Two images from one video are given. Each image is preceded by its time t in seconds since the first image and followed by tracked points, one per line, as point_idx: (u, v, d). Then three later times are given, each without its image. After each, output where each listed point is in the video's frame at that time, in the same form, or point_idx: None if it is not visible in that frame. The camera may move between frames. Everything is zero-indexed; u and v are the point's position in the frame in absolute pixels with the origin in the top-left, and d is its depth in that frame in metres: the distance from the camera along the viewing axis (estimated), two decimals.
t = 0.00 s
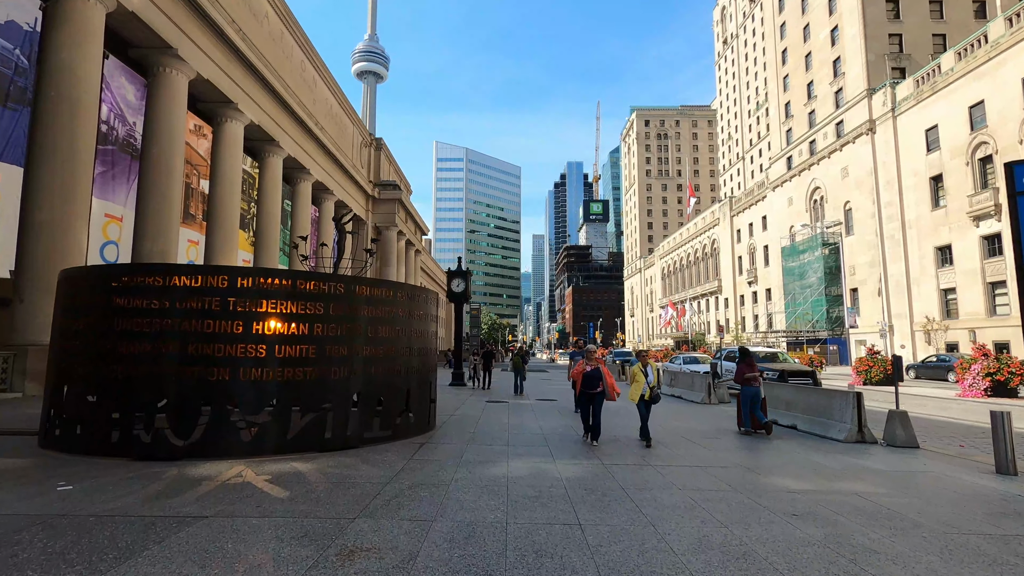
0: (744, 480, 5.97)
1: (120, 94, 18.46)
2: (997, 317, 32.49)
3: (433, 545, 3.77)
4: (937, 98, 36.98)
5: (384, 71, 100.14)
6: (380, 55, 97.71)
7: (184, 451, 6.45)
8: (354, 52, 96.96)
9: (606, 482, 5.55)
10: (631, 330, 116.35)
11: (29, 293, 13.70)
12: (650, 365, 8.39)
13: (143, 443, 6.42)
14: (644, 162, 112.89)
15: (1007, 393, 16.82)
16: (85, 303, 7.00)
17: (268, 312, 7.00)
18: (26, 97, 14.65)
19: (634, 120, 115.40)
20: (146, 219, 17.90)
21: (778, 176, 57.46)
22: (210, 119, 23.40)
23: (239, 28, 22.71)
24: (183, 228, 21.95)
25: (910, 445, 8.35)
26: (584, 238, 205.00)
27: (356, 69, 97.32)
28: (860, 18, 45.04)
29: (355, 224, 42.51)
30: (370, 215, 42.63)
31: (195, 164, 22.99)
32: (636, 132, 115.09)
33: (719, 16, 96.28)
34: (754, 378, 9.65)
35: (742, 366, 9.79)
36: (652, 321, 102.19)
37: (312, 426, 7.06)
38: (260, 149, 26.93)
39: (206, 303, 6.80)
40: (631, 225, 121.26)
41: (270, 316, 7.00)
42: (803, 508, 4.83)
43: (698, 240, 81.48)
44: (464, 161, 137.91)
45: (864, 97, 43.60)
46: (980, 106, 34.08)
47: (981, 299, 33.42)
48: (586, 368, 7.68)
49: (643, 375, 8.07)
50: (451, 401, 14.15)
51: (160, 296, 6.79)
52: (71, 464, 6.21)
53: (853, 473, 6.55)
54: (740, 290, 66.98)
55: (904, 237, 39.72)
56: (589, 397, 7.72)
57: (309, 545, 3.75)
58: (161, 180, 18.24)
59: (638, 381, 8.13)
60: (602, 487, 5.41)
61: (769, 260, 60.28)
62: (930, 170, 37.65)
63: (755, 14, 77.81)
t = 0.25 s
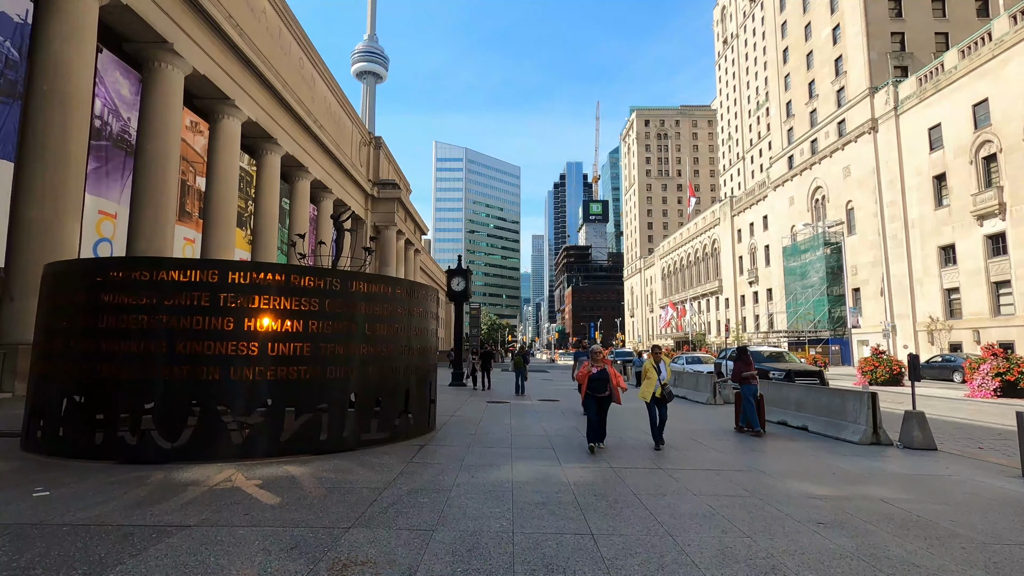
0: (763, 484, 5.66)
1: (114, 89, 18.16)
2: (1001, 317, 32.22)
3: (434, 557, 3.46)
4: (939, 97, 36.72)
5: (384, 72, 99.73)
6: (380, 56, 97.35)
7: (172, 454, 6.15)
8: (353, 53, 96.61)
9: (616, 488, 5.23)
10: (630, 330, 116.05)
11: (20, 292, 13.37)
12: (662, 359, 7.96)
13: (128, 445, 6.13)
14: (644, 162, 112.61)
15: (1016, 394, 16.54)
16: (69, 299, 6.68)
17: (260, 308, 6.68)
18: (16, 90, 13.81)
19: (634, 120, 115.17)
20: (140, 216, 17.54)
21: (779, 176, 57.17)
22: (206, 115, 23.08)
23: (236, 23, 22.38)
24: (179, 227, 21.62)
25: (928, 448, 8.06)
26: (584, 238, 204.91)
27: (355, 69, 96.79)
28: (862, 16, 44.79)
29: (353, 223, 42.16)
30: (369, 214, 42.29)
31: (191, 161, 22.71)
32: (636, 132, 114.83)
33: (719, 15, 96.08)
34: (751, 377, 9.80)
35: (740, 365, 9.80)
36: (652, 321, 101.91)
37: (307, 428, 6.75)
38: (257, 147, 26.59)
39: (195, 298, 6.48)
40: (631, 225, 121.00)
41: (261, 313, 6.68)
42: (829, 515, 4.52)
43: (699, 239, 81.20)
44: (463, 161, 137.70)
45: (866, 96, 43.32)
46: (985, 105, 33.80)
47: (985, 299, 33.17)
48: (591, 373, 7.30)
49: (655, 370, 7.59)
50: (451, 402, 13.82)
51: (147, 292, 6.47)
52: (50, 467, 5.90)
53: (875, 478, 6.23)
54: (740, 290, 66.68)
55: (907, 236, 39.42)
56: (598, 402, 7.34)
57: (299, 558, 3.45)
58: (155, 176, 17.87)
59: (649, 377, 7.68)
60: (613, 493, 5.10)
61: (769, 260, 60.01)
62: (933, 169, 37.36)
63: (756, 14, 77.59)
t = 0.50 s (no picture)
0: (781, 496, 5.36)
1: (107, 85, 17.84)
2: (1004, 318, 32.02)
3: None
4: (942, 96, 36.48)
5: (383, 72, 99.29)
6: (379, 56, 96.96)
7: (157, 463, 5.84)
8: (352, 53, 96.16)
9: (626, 502, 4.93)
10: (630, 330, 115.87)
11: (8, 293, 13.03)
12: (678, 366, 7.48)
13: (111, 454, 5.81)
14: (643, 162, 112.32)
15: None
16: (49, 298, 6.34)
17: (250, 309, 6.36)
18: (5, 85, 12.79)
19: (633, 120, 114.89)
20: (133, 216, 17.18)
21: (780, 176, 56.94)
22: (201, 113, 22.74)
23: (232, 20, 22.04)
24: (173, 226, 21.26)
25: (946, 454, 7.76)
26: (583, 238, 204.68)
27: (354, 70, 96.34)
28: (863, 15, 44.55)
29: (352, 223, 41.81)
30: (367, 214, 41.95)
31: (186, 159, 22.40)
32: (636, 132, 114.54)
33: (719, 15, 95.84)
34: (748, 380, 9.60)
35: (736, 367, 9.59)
36: (651, 321, 101.71)
37: (300, 435, 6.45)
38: (253, 145, 26.24)
39: (182, 299, 6.16)
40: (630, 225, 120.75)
41: (253, 314, 6.36)
42: (857, 533, 4.23)
43: (698, 239, 80.96)
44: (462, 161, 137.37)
45: (867, 95, 43.07)
46: (988, 104, 33.56)
47: (988, 299, 32.96)
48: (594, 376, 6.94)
49: (669, 376, 7.10)
50: (450, 404, 13.52)
51: (131, 292, 6.14)
52: (29, 478, 5.59)
53: (896, 488, 5.92)
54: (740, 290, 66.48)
55: (909, 236, 39.17)
56: (602, 407, 6.96)
57: None
58: (149, 174, 17.52)
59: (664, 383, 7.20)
60: (623, 508, 4.79)
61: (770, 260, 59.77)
62: (935, 169, 37.13)
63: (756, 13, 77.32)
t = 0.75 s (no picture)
0: (796, 501, 5.08)
1: (98, 78, 17.46)
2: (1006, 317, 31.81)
3: None
4: (943, 94, 36.27)
5: (381, 71, 98.95)
6: (377, 55, 96.63)
7: (137, 466, 5.54)
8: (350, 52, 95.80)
9: (635, 508, 4.61)
10: (629, 330, 115.67)
11: None
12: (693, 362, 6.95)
13: (87, 456, 5.50)
14: (642, 162, 112.07)
15: None
16: (24, 292, 6.02)
17: (238, 304, 6.05)
18: None
19: (632, 119, 114.67)
20: (124, 212, 16.82)
21: (780, 175, 56.72)
22: (196, 109, 22.42)
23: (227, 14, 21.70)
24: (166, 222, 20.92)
25: (962, 456, 7.49)
26: (581, 238, 204.52)
27: (352, 69, 95.98)
28: (864, 13, 44.36)
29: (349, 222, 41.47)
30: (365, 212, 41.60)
31: (180, 155, 22.08)
32: (635, 132, 114.29)
33: (718, 14, 95.63)
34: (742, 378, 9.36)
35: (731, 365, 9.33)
36: (650, 321, 101.49)
37: (290, 435, 6.14)
38: (249, 142, 25.92)
39: (164, 293, 5.85)
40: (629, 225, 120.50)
41: (240, 309, 6.06)
42: (883, 543, 3.94)
43: (697, 239, 80.73)
44: (460, 161, 137.06)
45: (868, 94, 42.84)
46: (990, 102, 33.34)
47: (990, 298, 32.73)
48: (605, 375, 6.33)
49: (687, 372, 6.58)
50: (449, 404, 13.22)
51: (110, 286, 5.82)
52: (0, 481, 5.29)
53: (916, 491, 5.63)
54: (740, 290, 66.27)
55: (910, 235, 38.94)
56: (611, 409, 6.32)
57: None
58: (141, 170, 17.16)
59: (680, 381, 6.66)
60: (633, 515, 4.46)
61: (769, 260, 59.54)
62: (936, 168, 36.90)
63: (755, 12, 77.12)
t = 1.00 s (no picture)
0: (816, 514, 4.76)
1: (89, 75, 17.06)
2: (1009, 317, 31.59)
3: None
4: (945, 92, 36.00)
5: (379, 72, 98.56)
6: (376, 55, 96.25)
7: (114, 477, 5.22)
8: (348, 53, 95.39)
9: (646, 524, 4.26)
10: (628, 330, 115.49)
11: None
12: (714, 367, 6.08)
13: (60, 466, 5.17)
14: (641, 162, 111.82)
15: None
16: None
17: (222, 305, 5.71)
18: None
19: (631, 119, 114.39)
20: (115, 211, 16.47)
21: (780, 174, 56.48)
22: (190, 106, 22.05)
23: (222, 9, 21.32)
24: (160, 221, 20.55)
25: (982, 462, 7.18)
26: (580, 238, 204.25)
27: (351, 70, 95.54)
28: (864, 12, 44.11)
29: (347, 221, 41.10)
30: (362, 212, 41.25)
31: (175, 153, 21.73)
32: (634, 131, 114.00)
33: (717, 14, 95.41)
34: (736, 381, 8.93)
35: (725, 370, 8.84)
36: (649, 321, 101.30)
37: (278, 442, 5.81)
38: (245, 140, 25.56)
39: (143, 293, 5.51)
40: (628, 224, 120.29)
41: (224, 310, 5.72)
42: (919, 567, 3.61)
43: (697, 239, 80.48)
44: (459, 161, 136.72)
45: (869, 92, 42.57)
46: (992, 100, 33.08)
47: (993, 298, 32.50)
48: (616, 382, 5.61)
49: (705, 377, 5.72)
50: (446, 407, 12.90)
51: (85, 286, 5.48)
52: None
53: (941, 504, 5.31)
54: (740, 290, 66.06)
55: (911, 235, 38.68)
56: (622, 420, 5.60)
57: None
58: (133, 169, 16.80)
59: (698, 388, 5.78)
60: (645, 533, 4.12)
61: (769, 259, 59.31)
62: (938, 166, 36.62)
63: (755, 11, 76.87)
